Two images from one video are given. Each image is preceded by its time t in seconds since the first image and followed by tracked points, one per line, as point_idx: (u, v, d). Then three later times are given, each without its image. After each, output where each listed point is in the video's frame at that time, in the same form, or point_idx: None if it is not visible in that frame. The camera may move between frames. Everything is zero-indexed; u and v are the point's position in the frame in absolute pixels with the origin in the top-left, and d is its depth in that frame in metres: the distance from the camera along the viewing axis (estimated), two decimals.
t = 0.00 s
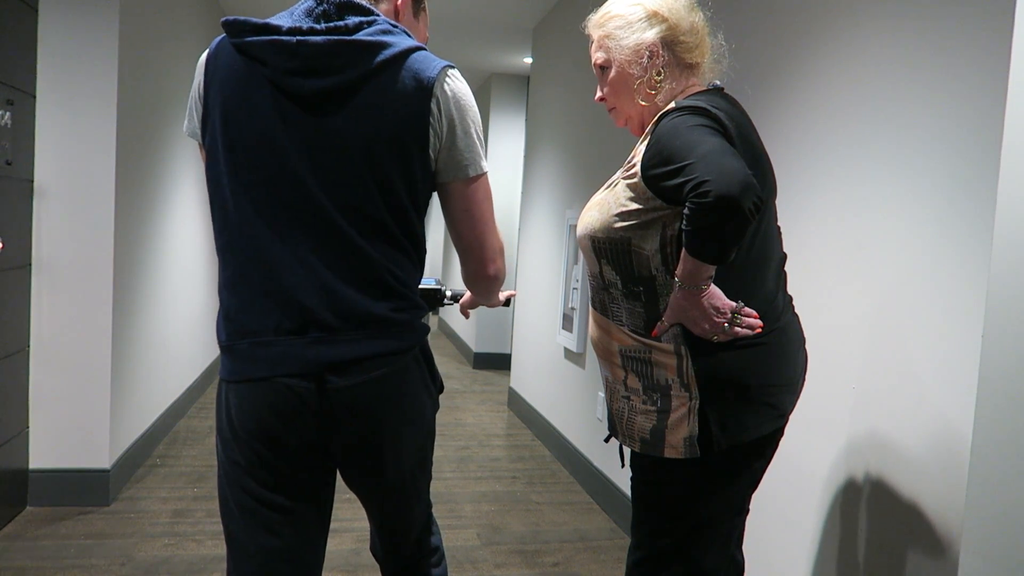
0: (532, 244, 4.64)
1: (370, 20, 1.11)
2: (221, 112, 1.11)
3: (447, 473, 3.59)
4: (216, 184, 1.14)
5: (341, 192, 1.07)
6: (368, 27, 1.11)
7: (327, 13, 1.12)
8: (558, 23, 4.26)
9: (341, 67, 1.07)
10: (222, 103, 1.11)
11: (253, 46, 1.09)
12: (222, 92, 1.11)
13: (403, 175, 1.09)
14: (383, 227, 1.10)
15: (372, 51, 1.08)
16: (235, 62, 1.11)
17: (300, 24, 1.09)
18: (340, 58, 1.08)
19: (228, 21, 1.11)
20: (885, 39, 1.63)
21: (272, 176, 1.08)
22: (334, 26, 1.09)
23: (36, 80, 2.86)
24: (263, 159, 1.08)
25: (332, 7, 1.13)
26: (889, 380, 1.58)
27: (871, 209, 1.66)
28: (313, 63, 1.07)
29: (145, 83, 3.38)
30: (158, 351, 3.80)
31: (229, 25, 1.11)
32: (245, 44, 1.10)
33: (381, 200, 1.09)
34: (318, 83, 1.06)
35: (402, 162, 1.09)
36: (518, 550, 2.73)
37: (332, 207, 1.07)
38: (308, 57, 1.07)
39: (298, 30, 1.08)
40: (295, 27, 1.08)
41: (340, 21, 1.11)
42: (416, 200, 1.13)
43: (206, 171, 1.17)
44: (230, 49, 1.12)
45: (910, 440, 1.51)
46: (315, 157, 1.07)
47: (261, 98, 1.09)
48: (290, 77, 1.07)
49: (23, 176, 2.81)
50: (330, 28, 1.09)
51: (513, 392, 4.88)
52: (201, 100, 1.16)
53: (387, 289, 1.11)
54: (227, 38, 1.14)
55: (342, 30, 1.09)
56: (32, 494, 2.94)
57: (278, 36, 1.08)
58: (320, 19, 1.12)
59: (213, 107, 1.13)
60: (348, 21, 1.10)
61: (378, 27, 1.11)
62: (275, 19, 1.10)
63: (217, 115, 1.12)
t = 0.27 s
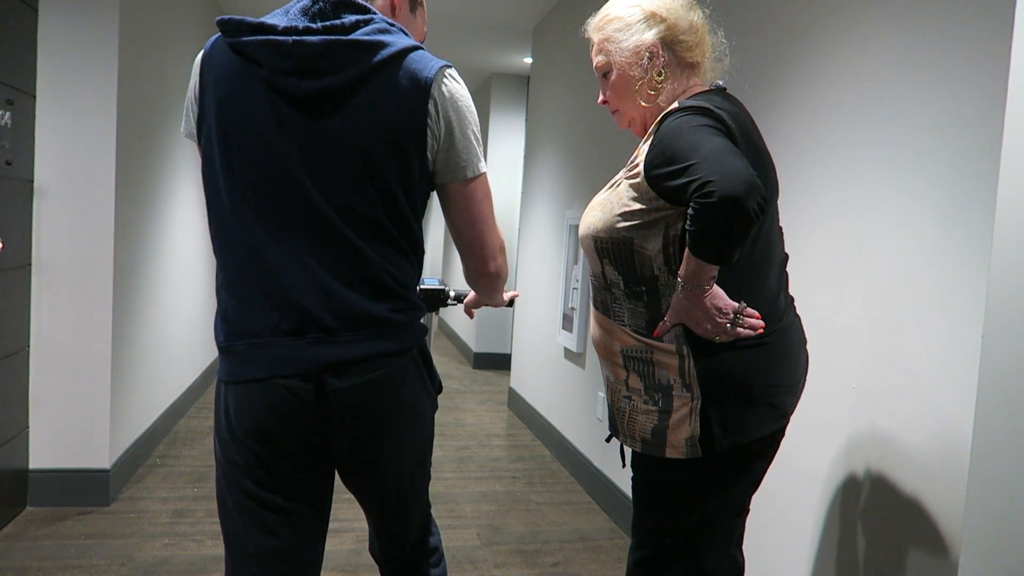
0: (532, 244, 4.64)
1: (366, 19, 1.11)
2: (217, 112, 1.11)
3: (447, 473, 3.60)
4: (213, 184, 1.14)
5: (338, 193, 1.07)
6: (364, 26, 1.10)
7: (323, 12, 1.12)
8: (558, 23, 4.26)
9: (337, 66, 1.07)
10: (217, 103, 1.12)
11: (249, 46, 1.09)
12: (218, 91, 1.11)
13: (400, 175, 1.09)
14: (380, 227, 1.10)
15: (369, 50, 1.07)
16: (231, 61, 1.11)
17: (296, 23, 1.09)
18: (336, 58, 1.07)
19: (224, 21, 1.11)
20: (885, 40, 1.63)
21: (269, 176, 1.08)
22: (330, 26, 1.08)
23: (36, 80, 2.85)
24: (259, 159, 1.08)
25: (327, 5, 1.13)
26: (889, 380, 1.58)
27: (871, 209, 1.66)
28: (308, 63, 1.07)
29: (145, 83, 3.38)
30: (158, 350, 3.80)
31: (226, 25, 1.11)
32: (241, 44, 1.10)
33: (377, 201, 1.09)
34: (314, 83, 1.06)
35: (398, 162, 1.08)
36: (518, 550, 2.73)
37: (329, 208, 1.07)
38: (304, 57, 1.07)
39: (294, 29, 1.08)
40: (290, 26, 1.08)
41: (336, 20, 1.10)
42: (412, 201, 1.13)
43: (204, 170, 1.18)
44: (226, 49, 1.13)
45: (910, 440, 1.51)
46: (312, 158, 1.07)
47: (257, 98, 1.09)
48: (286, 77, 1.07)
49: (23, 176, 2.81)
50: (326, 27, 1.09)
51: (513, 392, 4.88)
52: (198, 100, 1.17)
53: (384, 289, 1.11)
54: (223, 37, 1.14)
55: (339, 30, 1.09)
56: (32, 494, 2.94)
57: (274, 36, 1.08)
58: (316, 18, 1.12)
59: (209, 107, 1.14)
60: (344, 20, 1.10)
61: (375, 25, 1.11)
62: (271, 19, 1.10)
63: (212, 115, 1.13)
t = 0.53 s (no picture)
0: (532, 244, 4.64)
1: (364, 18, 1.11)
2: (214, 112, 1.11)
3: (447, 473, 3.60)
4: (211, 184, 1.14)
5: (335, 193, 1.07)
6: (362, 25, 1.10)
7: (320, 11, 1.12)
8: (558, 23, 4.26)
9: (335, 66, 1.07)
10: (214, 103, 1.12)
11: (247, 46, 1.10)
12: (215, 92, 1.12)
13: (398, 175, 1.09)
14: (378, 228, 1.10)
15: (367, 50, 1.07)
16: (228, 61, 1.12)
17: (293, 23, 1.09)
18: (334, 58, 1.07)
19: (222, 20, 1.11)
20: (885, 41, 1.63)
21: (267, 177, 1.08)
22: (327, 26, 1.08)
23: (36, 80, 2.85)
24: (257, 159, 1.08)
25: (325, 5, 1.13)
26: (889, 380, 1.58)
27: (871, 210, 1.66)
28: (306, 63, 1.07)
29: (145, 83, 3.38)
30: (158, 351, 3.80)
31: (223, 24, 1.11)
32: (238, 44, 1.10)
33: (375, 201, 1.09)
34: (311, 83, 1.06)
35: (395, 163, 1.08)
36: (518, 550, 2.73)
37: (327, 208, 1.07)
38: (300, 56, 1.07)
39: (291, 29, 1.08)
40: (288, 26, 1.08)
41: (334, 20, 1.10)
42: (410, 203, 1.12)
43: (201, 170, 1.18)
44: (224, 49, 1.13)
45: (911, 440, 1.51)
46: (309, 158, 1.07)
47: (254, 98, 1.09)
48: (283, 77, 1.07)
49: (23, 176, 2.81)
50: (323, 27, 1.08)
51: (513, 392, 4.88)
52: (195, 100, 1.17)
53: (383, 290, 1.11)
54: (220, 37, 1.14)
55: (336, 29, 1.09)
56: (32, 494, 2.94)
57: (271, 36, 1.08)
58: (313, 17, 1.12)
59: (206, 107, 1.14)
60: (342, 20, 1.10)
61: (373, 25, 1.11)
62: (268, 19, 1.10)
63: (209, 115, 1.13)
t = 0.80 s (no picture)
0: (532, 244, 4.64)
1: (361, 17, 1.11)
2: (212, 112, 1.11)
3: (447, 473, 3.60)
4: (209, 184, 1.14)
5: (332, 193, 1.07)
6: (359, 24, 1.10)
7: (317, 11, 1.12)
8: (558, 23, 4.26)
9: (332, 65, 1.07)
10: (211, 103, 1.12)
11: (244, 46, 1.10)
12: (212, 92, 1.12)
13: (395, 175, 1.09)
14: (376, 228, 1.10)
15: (363, 49, 1.07)
16: (225, 61, 1.12)
17: (290, 23, 1.10)
18: (330, 57, 1.07)
19: (219, 20, 1.12)
20: (885, 40, 1.63)
21: (264, 177, 1.08)
22: (324, 25, 1.08)
23: (36, 80, 2.85)
24: (254, 159, 1.08)
25: (322, 5, 1.13)
26: (889, 380, 1.58)
27: (871, 209, 1.66)
28: (303, 62, 1.07)
29: (145, 82, 3.38)
30: (158, 351, 3.80)
31: (221, 24, 1.11)
32: (235, 43, 1.11)
33: (373, 201, 1.09)
34: (307, 83, 1.06)
35: (392, 162, 1.08)
36: (518, 550, 2.73)
37: (324, 208, 1.07)
38: (297, 56, 1.07)
39: (288, 28, 1.08)
40: (284, 26, 1.08)
41: (331, 19, 1.10)
42: (408, 202, 1.12)
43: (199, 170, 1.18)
44: (221, 49, 1.13)
45: (911, 440, 1.51)
46: (306, 157, 1.07)
47: (251, 98, 1.09)
48: (280, 77, 1.07)
49: (23, 176, 2.81)
50: (320, 26, 1.08)
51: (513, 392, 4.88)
52: (193, 100, 1.17)
53: (381, 289, 1.11)
54: (218, 37, 1.14)
55: (332, 29, 1.08)
56: (32, 494, 2.94)
57: (268, 35, 1.08)
58: (310, 17, 1.12)
59: (204, 107, 1.14)
60: (338, 19, 1.10)
61: (369, 24, 1.11)
62: (265, 18, 1.10)
63: (207, 115, 1.13)
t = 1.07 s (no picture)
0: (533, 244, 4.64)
1: (360, 17, 1.11)
2: (212, 113, 1.12)
3: (447, 472, 3.60)
4: (209, 184, 1.14)
5: (333, 192, 1.07)
6: (358, 24, 1.10)
7: (317, 12, 1.12)
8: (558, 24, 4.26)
9: (332, 65, 1.07)
10: (211, 104, 1.12)
11: (243, 46, 1.10)
12: (211, 93, 1.12)
13: (395, 174, 1.09)
14: (376, 227, 1.10)
15: (363, 48, 1.07)
16: (225, 61, 1.12)
17: (289, 23, 1.10)
18: (329, 57, 1.07)
19: (219, 21, 1.12)
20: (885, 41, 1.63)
21: (264, 177, 1.08)
22: (323, 25, 1.08)
23: (36, 80, 2.85)
24: (254, 159, 1.08)
25: (321, 5, 1.13)
26: (890, 379, 1.59)
27: (871, 210, 1.67)
28: (302, 62, 1.07)
29: (145, 82, 3.38)
30: (158, 351, 3.80)
31: (221, 25, 1.12)
32: (234, 43, 1.11)
33: (373, 201, 1.09)
34: (307, 82, 1.06)
35: (392, 162, 1.08)
36: (518, 550, 2.74)
37: (325, 207, 1.07)
38: (297, 55, 1.07)
39: (288, 29, 1.08)
40: (284, 27, 1.09)
41: (330, 19, 1.10)
42: (409, 202, 1.13)
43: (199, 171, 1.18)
44: (220, 50, 1.13)
45: (911, 439, 1.51)
46: (307, 157, 1.07)
47: (251, 98, 1.09)
48: (280, 77, 1.08)
49: (24, 176, 2.81)
50: (319, 26, 1.08)
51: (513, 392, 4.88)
52: (193, 102, 1.17)
53: (382, 289, 1.11)
54: (218, 38, 1.15)
55: (332, 28, 1.08)
56: (32, 494, 2.94)
57: (267, 36, 1.08)
58: (310, 17, 1.12)
59: (204, 108, 1.14)
60: (338, 19, 1.10)
61: (369, 24, 1.11)
62: (265, 19, 1.10)
63: (207, 115, 1.13)
